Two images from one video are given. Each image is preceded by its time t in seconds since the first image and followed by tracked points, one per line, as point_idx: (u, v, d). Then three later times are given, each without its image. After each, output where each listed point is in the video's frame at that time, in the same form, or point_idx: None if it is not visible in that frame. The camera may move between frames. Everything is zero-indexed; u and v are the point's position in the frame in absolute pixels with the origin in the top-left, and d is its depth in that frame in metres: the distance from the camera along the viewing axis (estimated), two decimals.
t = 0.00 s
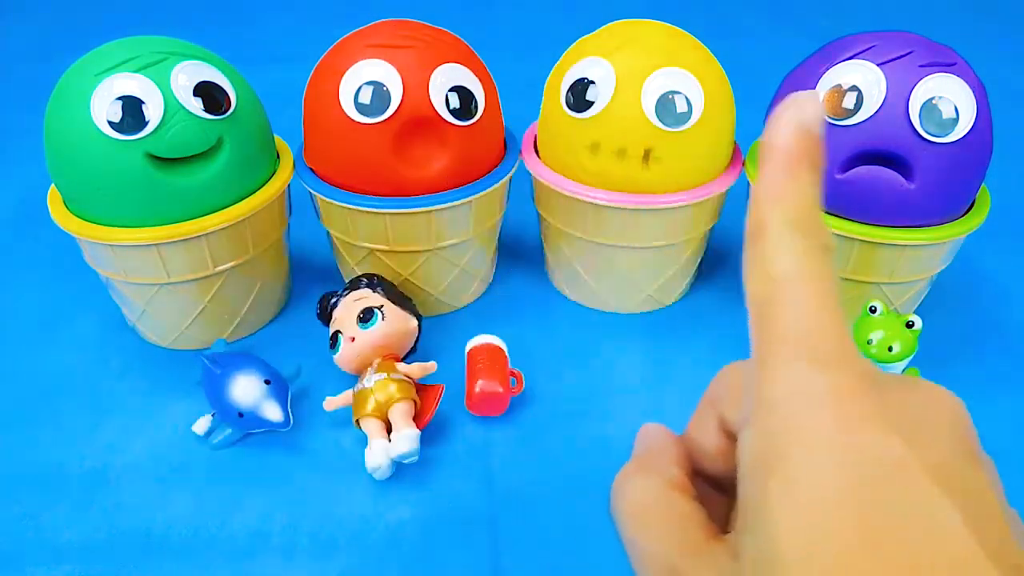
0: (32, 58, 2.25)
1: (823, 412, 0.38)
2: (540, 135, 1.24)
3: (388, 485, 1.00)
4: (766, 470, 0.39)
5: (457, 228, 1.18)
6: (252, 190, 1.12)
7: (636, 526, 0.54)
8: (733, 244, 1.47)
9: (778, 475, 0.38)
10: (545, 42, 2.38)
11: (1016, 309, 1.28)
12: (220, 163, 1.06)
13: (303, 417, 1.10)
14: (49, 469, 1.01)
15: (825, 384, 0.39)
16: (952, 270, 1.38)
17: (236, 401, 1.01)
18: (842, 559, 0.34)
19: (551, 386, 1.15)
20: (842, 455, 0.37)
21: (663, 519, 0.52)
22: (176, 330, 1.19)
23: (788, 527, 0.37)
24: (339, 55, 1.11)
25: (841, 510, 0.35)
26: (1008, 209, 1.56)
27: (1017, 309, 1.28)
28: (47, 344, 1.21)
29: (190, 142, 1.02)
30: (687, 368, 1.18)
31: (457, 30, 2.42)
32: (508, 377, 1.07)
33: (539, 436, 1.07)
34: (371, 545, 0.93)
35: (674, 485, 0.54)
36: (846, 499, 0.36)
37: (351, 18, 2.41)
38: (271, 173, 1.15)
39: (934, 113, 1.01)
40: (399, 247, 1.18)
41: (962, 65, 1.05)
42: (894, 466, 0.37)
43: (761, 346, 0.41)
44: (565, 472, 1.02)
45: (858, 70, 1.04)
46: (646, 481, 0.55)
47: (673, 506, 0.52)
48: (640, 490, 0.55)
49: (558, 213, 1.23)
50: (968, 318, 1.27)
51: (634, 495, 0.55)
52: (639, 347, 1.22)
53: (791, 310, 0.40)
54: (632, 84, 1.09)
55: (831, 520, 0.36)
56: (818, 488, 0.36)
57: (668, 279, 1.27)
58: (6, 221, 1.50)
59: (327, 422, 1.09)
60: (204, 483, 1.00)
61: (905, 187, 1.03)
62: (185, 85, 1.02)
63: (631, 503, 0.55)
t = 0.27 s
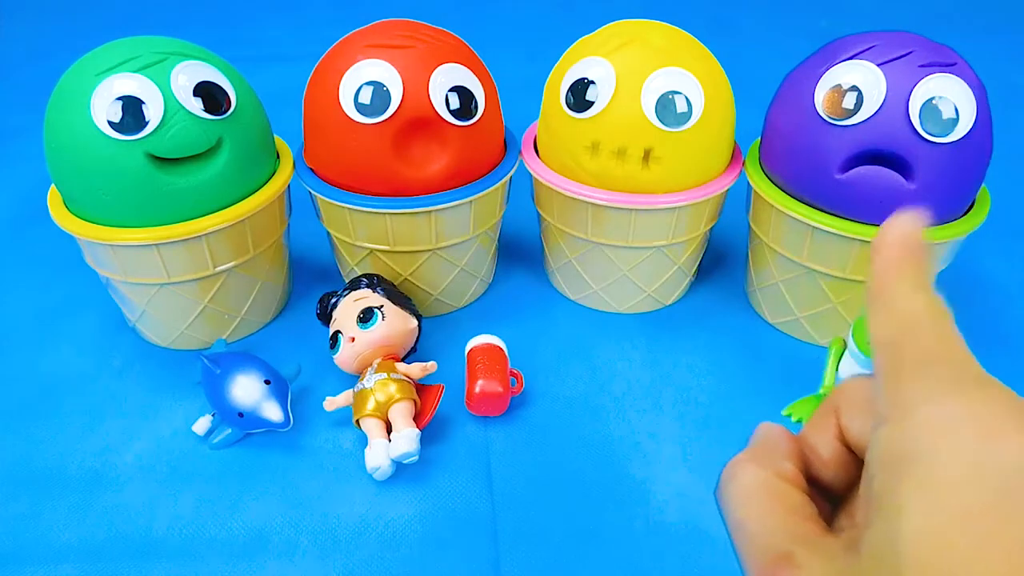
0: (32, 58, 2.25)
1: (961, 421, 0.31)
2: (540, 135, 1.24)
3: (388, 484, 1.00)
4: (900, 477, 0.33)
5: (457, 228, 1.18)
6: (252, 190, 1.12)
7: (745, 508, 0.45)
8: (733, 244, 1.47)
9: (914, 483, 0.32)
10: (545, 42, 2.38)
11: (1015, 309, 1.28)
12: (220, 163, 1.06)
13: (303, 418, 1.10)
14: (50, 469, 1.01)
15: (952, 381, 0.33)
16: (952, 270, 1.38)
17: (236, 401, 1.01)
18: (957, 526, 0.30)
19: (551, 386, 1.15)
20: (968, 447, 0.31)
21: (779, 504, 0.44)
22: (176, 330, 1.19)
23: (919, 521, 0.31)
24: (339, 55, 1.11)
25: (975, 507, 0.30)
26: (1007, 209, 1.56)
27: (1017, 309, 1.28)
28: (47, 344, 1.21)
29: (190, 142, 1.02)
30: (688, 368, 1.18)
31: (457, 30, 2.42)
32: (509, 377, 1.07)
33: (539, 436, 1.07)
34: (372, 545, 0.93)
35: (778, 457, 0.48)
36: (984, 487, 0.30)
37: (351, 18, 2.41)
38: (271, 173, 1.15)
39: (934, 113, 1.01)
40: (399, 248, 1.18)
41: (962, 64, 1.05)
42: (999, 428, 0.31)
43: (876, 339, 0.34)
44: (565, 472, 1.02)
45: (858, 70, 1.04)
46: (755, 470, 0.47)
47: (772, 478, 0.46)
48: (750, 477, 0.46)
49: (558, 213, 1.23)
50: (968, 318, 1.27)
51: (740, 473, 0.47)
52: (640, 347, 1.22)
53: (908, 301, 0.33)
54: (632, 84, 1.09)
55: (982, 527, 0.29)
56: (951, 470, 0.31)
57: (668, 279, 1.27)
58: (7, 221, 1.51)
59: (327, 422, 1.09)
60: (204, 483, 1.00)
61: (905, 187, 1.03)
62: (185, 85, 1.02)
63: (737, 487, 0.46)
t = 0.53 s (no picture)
0: (32, 58, 2.25)
1: (892, 451, 0.33)
2: (540, 135, 1.24)
3: (388, 484, 1.00)
4: (831, 498, 0.34)
5: (457, 228, 1.18)
6: (251, 190, 1.12)
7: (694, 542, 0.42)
8: (733, 244, 1.47)
9: (841, 504, 0.33)
10: (544, 42, 2.38)
11: (1016, 309, 1.28)
12: (220, 163, 1.06)
13: (303, 418, 1.10)
14: (50, 469, 1.01)
15: (892, 419, 0.33)
16: (952, 270, 1.38)
17: (237, 401, 1.01)
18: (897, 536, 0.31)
19: (551, 386, 1.15)
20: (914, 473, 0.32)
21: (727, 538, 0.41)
22: (176, 330, 1.19)
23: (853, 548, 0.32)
24: (339, 55, 1.11)
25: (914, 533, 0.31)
26: (1007, 209, 1.56)
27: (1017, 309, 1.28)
28: (47, 344, 1.21)
29: (190, 142, 1.02)
30: (687, 368, 1.18)
31: (457, 30, 2.43)
32: (509, 377, 1.07)
33: (539, 436, 1.07)
34: (372, 545, 0.93)
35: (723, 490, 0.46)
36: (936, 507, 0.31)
37: (350, 18, 2.41)
38: (271, 173, 1.15)
39: (934, 113, 1.01)
40: (399, 248, 1.18)
41: (962, 64, 1.05)
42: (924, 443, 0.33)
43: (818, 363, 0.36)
44: (564, 472, 1.02)
45: (858, 70, 1.04)
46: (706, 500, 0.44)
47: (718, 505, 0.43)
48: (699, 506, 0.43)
49: (558, 213, 1.23)
50: (968, 319, 1.26)
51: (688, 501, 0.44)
52: (640, 347, 1.22)
53: (858, 324, 0.35)
54: (632, 85, 1.09)
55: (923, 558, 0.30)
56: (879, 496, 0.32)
57: (668, 279, 1.27)
58: (7, 221, 1.51)
59: (328, 422, 1.09)
60: (204, 483, 1.00)
61: (905, 188, 1.03)
62: (185, 85, 1.02)
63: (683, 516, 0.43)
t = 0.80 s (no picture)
0: (32, 58, 2.25)
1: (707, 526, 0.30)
2: (540, 135, 1.24)
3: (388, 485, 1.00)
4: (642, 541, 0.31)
5: (457, 228, 1.18)
6: (251, 190, 1.12)
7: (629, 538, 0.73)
8: (733, 244, 1.47)
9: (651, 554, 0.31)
10: (544, 42, 2.38)
11: (1016, 309, 1.28)
12: (220, 163, 1.06)
13: (303, 418, 1.10)
14: (50, 469, 1.01)
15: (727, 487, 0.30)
16: (952, 270, 1.38)
17: (237, 401, 1.02)
18: None
19: (551, 386, 1.15)
20: None
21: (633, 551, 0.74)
22: (176, 331, 1.19)
23: None
24: (339, 55, 1.11)
25: None
26: (1007, 209, 1.56)
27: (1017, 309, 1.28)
28: (47, 344, 1.21)
29: (190, 142, 1.02)
30: (687, 368, 1.18)
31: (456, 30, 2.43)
32: (509, 377, 1.07)
33: (539, 437, 1.07)
34: (372, 545, 0.93)
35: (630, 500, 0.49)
36: None
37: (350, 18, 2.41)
38: (271, 173, 1.15)
39: (934, 113, 1.01)
40: (399, 248, 1.18)
41: (962, 65, 1.05)
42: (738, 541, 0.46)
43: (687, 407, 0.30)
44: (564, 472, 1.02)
45: (858, 70, 1.04)
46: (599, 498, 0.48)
47: (611, 520, 0.47)
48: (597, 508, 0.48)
49: (558, 213, 1.23)
50: (969, 318, 1.26)
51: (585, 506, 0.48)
52: (639, 347, 1.22)
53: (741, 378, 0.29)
54: (632, 84, 1.09)
55: None
56: None
57: (668, 279, 1.27)
58: (7, 220, 1.51)
59: (328, 422, 1.09)
60: (203, 483, 1.00)
61: (905, 188, 1.03)
62: (185, 85, 1.02)
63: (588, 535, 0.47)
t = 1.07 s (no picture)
0: (32, 58, 2.25)
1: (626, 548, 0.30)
2: (540, 136, 1.24)
3: (388, 485, 1.00)
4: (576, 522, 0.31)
5: (457, 228, 1.18)
6: (251, 190, 1.12)
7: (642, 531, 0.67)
8: (733, 244, 1.47)
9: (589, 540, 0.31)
10: (544, 42, 2.39)
11: (1016, 309, 1.28)
12: (220, 163, 1.06)
13: (303, 418, 1.10)
14: (49, 469, 1.01)
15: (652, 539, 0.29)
16: (952, 270, 1.38)
17: (236, 401, 1.01)
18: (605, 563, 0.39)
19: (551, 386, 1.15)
20: (702, 548, 0.39)
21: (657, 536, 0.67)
22: (176, 331, 1.19)
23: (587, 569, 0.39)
24: (339, 55, 1.11)
25: None
26: (1007, 209, 1.56)
27: (1017, 310, 1.28)
28: (47, 344, 1.21)
29: (190, 142, 1.02)
30: (687, 368, 1.18)
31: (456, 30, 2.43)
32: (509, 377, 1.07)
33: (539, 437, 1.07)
34: (372, 545, 0.93)
35: (590, 426, 0.41)
36: None
37: (350, 18, 2.41)
38: (271, 173, 1.15)
39: (934, 113, 1.01)
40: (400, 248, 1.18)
41: (962, 64, 1.05)
42: (662, 515, 0.40)
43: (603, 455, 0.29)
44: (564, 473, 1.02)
45: (858, 70, 1.04)
46: (526, 434, 0.37)
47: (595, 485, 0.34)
48: (546, 433, 0.38)
49: (558, 213, 1.23)
50: (969, 318, 1.26)
51: (529, 426, 0.37)
52: (639, 347, 1.22)
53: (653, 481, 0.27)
54: (632, 85, 1.09)
55: None
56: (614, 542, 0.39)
57: (668, 279, 1.27)
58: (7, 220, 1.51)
59: (327, 422, 1.09)
60: (203, 484, 1.00)
61: (905, 188, 1.03)
62: (185, 85, 1.02)
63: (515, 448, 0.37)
